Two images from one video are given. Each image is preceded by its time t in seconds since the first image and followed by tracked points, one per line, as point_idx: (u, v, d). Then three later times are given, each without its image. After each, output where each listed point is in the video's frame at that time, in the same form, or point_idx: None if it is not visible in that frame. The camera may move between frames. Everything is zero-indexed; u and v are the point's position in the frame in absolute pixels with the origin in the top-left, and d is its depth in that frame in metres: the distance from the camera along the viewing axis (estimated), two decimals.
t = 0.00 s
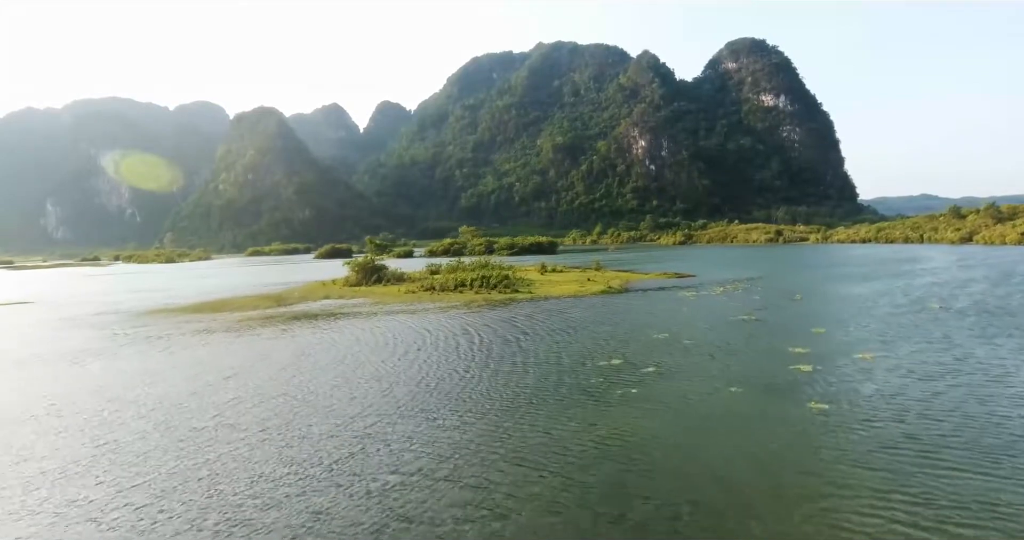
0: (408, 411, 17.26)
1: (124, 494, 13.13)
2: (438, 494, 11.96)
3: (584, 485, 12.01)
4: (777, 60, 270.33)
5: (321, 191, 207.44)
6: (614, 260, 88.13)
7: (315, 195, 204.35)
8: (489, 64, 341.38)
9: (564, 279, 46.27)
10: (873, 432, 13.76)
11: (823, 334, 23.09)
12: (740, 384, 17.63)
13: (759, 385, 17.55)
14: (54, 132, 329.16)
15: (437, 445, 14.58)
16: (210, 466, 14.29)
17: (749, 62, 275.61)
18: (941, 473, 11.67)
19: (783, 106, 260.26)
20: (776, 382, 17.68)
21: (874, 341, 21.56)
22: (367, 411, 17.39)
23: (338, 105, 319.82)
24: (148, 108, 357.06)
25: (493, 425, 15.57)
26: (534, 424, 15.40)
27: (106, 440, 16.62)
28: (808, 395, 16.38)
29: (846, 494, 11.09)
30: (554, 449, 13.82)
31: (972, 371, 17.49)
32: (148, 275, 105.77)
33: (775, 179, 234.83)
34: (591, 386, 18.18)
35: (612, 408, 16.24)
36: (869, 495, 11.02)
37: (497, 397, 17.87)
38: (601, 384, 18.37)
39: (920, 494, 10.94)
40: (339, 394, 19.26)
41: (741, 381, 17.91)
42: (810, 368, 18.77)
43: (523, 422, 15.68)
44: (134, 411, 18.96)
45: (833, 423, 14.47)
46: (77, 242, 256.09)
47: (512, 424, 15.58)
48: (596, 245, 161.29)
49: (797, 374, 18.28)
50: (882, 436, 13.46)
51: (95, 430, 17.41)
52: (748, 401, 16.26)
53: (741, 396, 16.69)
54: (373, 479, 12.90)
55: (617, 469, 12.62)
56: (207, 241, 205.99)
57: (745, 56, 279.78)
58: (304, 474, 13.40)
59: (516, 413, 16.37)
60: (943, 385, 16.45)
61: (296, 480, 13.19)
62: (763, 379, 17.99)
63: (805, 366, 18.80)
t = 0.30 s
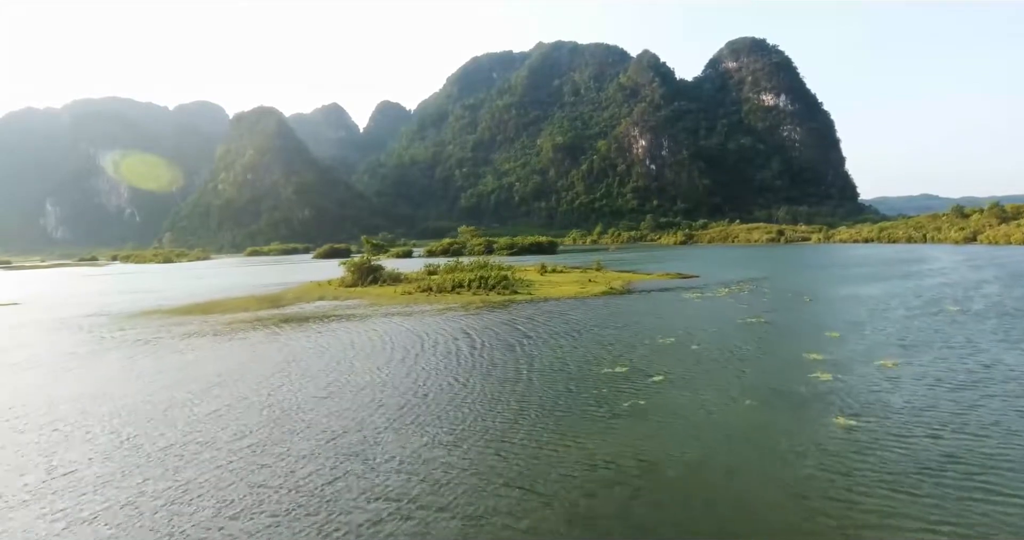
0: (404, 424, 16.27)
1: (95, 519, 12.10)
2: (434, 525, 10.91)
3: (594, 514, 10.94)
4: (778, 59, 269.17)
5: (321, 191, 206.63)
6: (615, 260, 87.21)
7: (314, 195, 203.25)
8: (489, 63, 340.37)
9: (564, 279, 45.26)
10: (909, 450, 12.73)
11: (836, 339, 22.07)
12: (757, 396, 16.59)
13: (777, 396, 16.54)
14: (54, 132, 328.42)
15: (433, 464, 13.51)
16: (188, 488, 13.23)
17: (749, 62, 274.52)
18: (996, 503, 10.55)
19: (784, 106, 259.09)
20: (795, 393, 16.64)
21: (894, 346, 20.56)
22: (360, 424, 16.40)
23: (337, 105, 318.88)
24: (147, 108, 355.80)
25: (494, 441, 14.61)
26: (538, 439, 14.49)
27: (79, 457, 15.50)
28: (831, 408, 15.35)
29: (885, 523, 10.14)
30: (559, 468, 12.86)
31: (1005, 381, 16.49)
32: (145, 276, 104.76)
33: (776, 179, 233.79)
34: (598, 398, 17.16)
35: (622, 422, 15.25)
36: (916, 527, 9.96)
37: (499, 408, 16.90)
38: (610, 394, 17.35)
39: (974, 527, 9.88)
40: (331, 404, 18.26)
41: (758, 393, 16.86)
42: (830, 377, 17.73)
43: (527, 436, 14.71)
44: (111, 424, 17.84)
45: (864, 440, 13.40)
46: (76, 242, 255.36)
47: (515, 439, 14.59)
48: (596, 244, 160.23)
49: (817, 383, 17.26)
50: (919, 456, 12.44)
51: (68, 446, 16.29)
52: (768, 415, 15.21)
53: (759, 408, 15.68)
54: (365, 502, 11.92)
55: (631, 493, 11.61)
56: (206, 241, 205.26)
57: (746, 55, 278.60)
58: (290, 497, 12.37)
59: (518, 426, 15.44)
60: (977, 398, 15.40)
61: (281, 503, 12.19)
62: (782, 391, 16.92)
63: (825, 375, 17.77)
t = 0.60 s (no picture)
0: (398, 438, 15.20)
1: None
2: None
3: None
4: (778, 59, 268.15)
5: (321, 192, 206.08)
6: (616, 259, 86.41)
7: (314, 195, 202.38)
8: (489, 63, 339.49)
9: (564, 280, 44.33)
10: (955, 475, 11.69)
11: (852, 345, 21.09)
12: (778, 410, 15.53)
13: (798, 411, 15.47)
14: (54, 132, 327.74)
15: (433, 486, 12.47)
16: (168, 509, 12.20)
17: (749, 62, 273.69)
18: None
19: (784, 106, 258.02)
20: (817, 406, 15.61)
21: (919, 354, 19.52)
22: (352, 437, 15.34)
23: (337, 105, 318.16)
24: (147, 108, 354.88)
25: (495, 460, 13.51)
26: (540, 459, 13.41)
27: (41, 478, 14.13)
28: (859, 424, 14.29)
29: None
30: (571, 493, 11.82)
31: None
32: (143, 276, 103.86)
33: (776, 179, 232.73)
34: (606, 412, 16.14)
35: (630, 440, 14.22)
36: None
37: (497, 422, 15.86)
38: (614, 408, 16.36)
39: None
40: (322, 417, 17.09)
41: (777, 405, 15.86)
42: (853, 388, 16.63)
43: (529, 456, 13.64)
44: (88, 433, 16.75)
45: (902, 463, 12.29)
46: (76, 242, 254.60)
47: (515, 458, 13.58)
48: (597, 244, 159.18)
49: (837, 395, 16.25)
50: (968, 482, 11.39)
51: (41, 457, 15.19)
52: (793, 432, 14.15)
53: (785, 427, 14.49)
54: (353, 532, 10.81)
55: (645, 524, 10.59)
56: (205, 241, 204.44)
57: (746, 55, 277.59)
58: (278, 522, 11.33)
59: (520, 445, 14.31)
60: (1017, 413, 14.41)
61: (261, 532, 11.10)
62: (800, 403, 15.93)
63: (847, 387, 16.71)
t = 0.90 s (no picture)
0: (391, 458, 14.02)
1: None
2: None
3: None
4: (779, 58, 266.93)
5: (321, 191, 205.13)
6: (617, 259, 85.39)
7: (313, 195, 201.43)
8: (489, 63, 338.51)
9: (564, 281, 43.37)
10: (1016, 507, 10.49)
11: (871, 353, 19.97)
12: (804, 426, 14.37)
13: (826, 427, 14.32)
14: (53, 132, 326.98)
15: (432, 516, 11.37)
16: None
17: (750, 61, 272.61)
18: None
19: (786, 105, 256.74)
20: (844, 422, 14.49)
21: (946, 362, 18.46)
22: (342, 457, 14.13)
23: (337, 104, 317.16)
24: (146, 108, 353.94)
25: (497, 484, 12.36)
26: (546, 483, 12.29)
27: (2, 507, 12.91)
28: (894, 444, 13.15)
29: None
30: (586, 526, 10.69)
31: None
32: (140, 276, 102.75)
33: (777, 179, 231.38)
34: (617, 427, 15.00)
35: (643, 460, 13.09)
36: None
37: (498, 439, 14.71)
38: (624, 423, 15.20)
39: None
40: (310, 433, 15.88)
41: (803, 422, 14.69)
42: (882, 401, 15.52)
43: (534, 479, 12.48)
44: (62, 452, 15.63)
45: (948, 491, 11.15)
46: (75, 241, 253.51)
47: (520, 482, 12.40)
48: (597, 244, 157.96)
49: (864, 409, 15.14)
50: None
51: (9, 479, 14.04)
52: (823, 453, 12.99)
53: (813, 447, 13.34)
54: None
55: None
56: (204, 240, 203.34)
57: (747, 54, 276.32)
58: None
59: (524, 467, 13.15)
60: None
61: None
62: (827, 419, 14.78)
63: (875, 400, 15.58)
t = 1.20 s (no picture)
0: (386, 483, 12.69)
1: None
2: None
3: None
4: (780, 58, 265.95)
5: (320, 191, 203.91)
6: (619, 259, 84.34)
7: (313, 195, 200.36)
8: (489, 63, 337.34)
9: (565, 283, 42.12)
10: None
11: (898, 362, 18.75)
12: (840, 449, 13.08)
13: (864, 449, 13.06)
14: (53, 132, 326.03)
15: None
16: None
17: (751, 61, 271.37)
18: None
19: (786, 105, 255.57)
20: (883, 444, 13.21)
21: (982, 374, 17.25)
22: (330, 484, 12.77)
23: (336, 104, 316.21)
24: (145, 107, 352.65)
25: (505, 519, 11.06)
26: (560, 518, 10.98)
27: None
28: (945, 471, 11.90)
29: None
30: None
31: None
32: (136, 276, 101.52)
33: (778, 178, 230.20)
34: (633, 448, 13.74)
35: (667, 489, 11.80)
36: None
37: (503, 462, 13.41)
38: (642, 444, 13.92)
39: None
40: (297, 453, 14.56)
41: (836, 443, 13.43)
42: (920, 420, 14.30)
43: (546, 512, 11.19)
44: (28, 471, 14.31)
45: (1017, 531, 9.84)
46: (74, 241, 252.60)
47: (530, 516, 11.08)
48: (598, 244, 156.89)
49: (901, 429, 13.91)
50: None
51: None
52: (866, 481, 11.71)
53: (851, 473, 12.08)
54: None
55: None
56: (203, 240, 202.23)
57: (748, 54, 275.08)
58: None
59: (535, 495, 11.86)
60: None
61: None
62: (861, 439, 13.52)
63: (912, 419, 14.35)
